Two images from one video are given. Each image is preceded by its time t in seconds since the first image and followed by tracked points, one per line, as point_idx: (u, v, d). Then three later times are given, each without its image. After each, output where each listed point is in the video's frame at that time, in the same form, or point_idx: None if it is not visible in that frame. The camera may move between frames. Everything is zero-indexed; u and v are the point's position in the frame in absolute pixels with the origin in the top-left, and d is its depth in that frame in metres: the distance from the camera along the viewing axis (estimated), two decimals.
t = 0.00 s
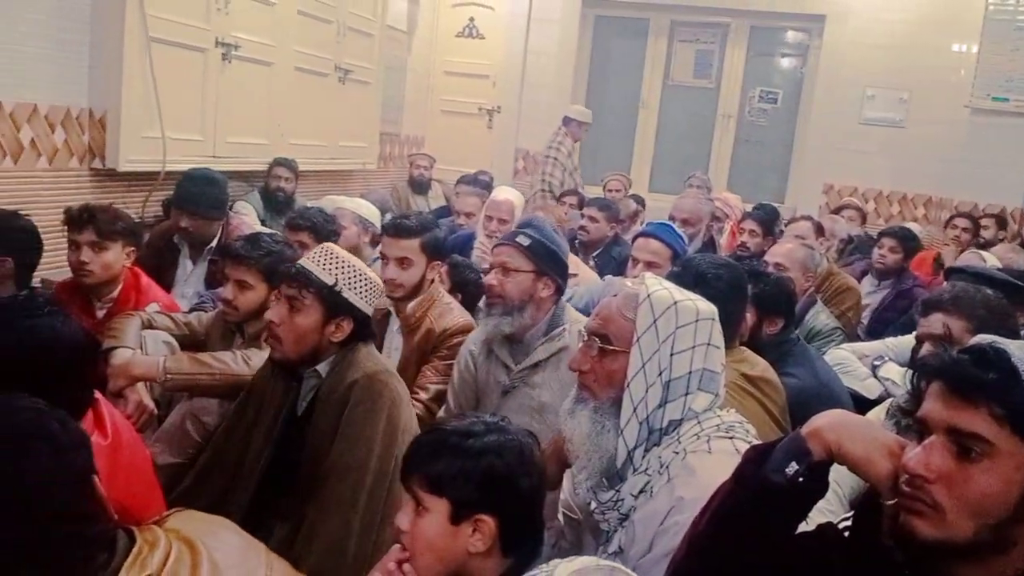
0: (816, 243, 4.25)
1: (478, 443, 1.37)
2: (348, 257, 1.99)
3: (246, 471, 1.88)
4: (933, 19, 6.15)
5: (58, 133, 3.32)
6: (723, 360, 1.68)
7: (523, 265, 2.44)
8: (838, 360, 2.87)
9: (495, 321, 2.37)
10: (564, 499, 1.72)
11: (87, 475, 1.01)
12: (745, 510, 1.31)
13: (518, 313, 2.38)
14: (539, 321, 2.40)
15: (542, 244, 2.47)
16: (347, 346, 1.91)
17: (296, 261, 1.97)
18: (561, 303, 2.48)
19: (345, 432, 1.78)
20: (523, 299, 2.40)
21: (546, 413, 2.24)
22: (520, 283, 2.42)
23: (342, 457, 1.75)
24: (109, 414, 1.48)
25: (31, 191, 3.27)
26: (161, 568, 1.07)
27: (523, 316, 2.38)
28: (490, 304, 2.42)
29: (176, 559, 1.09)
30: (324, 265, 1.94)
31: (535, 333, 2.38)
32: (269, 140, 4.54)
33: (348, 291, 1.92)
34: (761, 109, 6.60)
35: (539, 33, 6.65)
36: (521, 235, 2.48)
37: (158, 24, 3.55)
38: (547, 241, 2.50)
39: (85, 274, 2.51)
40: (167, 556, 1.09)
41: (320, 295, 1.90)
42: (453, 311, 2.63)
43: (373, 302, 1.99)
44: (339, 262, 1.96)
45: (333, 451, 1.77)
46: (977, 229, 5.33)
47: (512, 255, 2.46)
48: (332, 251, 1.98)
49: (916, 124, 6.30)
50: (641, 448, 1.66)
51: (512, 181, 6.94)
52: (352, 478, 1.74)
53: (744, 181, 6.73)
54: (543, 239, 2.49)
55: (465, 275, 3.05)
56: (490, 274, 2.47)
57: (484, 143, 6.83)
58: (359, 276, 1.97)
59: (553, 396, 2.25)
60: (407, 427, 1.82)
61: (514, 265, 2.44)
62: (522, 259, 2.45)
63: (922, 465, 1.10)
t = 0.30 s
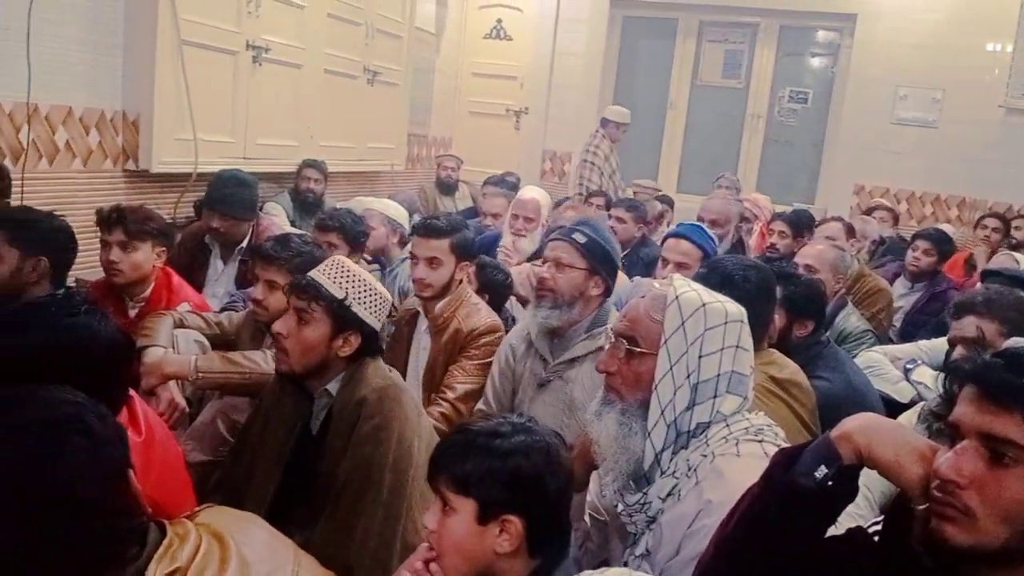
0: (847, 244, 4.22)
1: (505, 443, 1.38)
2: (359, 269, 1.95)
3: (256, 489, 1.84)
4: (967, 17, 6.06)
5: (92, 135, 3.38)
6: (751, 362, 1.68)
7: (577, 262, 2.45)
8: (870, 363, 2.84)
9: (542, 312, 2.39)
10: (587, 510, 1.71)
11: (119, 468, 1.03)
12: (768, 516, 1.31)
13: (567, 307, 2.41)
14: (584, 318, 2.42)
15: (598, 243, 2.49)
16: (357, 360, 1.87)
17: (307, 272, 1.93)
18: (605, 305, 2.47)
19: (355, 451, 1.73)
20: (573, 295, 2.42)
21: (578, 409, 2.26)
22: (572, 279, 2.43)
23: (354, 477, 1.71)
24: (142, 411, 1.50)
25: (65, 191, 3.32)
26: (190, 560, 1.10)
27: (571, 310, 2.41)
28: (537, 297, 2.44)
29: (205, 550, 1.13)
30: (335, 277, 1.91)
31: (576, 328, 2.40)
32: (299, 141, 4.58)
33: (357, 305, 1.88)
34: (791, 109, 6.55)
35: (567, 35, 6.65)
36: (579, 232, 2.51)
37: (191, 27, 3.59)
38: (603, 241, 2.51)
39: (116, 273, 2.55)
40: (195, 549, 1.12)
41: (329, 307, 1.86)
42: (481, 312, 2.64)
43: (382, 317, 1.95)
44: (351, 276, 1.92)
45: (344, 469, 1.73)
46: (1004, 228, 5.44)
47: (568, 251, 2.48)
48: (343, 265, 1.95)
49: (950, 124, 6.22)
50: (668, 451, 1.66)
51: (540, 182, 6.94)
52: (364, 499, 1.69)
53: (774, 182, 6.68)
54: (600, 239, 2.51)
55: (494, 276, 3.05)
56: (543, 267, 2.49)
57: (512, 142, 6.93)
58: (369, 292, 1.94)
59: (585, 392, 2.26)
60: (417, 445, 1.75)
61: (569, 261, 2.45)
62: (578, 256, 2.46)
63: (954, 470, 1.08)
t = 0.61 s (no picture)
0: (865, 245, 4.20)
1: (519, 444, 1.38)
2: (370, 279, 1.93)
3: (274, 502, 1.86)
4: (987, 17, 6.00)
5: (112, 136, 3.41)
6: (768, 365, 1.67)
7: (605, 263, 2.48)
8: (888, 365, 2.82)
9: (568, 312, 2.40)
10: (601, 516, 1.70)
11: (139, 462, 1.05)
12: (780, 519, 1.30)
13: (595, 308, 2.42)
14: (609, 320, 2.42)
15: (627, 245, 2.51)
16: (369, 373, 1.86)
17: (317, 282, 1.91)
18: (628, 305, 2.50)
19: (367, 466, 1.74)
20: (600, 296, 2.44)
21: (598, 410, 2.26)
22: (599, 281, 2.45)
23: (365, 492, 1.72)
24: (162, 410, 1.53)
25: (86, 192, 3.36)
26: (207, 555, 1.09)
27: (597, 312, 2.41)
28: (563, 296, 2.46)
29: (222, 545, 1.12)
30: (346, 289, 1.89)
31: (601, 330, 2.40)
32: (317, 142, 4.60)
33: (369, 317, 1.87)
34: (809, 109, 6.52)
35: (584, 35, 6.64)
36: (609, 233, 2.53)
37: (210, 29, 3.61)
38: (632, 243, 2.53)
39: (133, 273, 2.57)
40: (212, 544, 1.11)
41: (341, 320, 1.84)
42: (497, 312, 2.64)
43: (394, 327, 1.93)
44: (361, 287, 1.90)
45: (356, 484, 1.74)
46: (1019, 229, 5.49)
47: (596, 252, 2.50)
48: (353, 274, 1.93)
49: (970, 125, 6.16)
50: (684, 453, 1.66)
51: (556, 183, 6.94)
52: (375, 513, 1.70)
53: (791, 182, 6.66)
54: (628, 241, 2.53)
55: (511, 276, 3.05)
56: (572, 268, 2.52)
57: (530, 143, 6.93)
58: (378, 300, 1.92)
59: (604, 392, 2.26)
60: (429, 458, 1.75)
61: (597, 262, 2.48)
62: (606, 257, 2.49)
63: (970, 472, 1.08)
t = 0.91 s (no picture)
0: (854, 245, 4.21)
1: (509, 441, 1.38)
2: (358, 275, 1.92)
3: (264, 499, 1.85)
4: (976, 18, 6.03)
5: (101, 132, 3.39)
6: (757, 364, 1.67)
7: (599, 263, 2.46)
8: (875, 364, 2.84)
9: (562, 312, 2.37)
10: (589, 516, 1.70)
11: (153, 461, 1.01)
12: (769, 518, 1.30)
13: (589, 309, 2.40)
14: (602, 320, 2.40)
15: (622, 245, 2.49)
16: (359, 370, 1.85)
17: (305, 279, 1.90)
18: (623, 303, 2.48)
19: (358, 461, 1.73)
20: (594, 296, 2.42)
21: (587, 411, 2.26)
22: (593, 281, 2.44)
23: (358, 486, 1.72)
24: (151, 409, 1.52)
25: (74, 188, 3.34)
26: (189, 539, 1.09)
27: (591, 313, 2.39)
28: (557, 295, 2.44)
29: (204, 531, 1.11)
30: (335, 285, 1.88)
31: (593, 331, 2.39)
32: (307, 139, 4.59)
33: (360, 314, 1.87)
34: (798, 109, 6.54)
35: (575, 34, 6.65)
36: (605, 234, 2.50)
37: (200, 25, 3.60)
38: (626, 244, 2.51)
39: (120, 270, 2.56)
40: (194, 530, 1.11)
41: (332, 317, 1.84)
42: (486, 310, 2.64)
43: (383, 324, 1.93)
44: (348, 282, 1.89)
45: (347, 480, 1.74)
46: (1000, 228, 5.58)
47: (591, 254, 2.47)
48: (342, 271, 1.91)
49: (959, 125, 6.19)
50: (674, 452, 1.66)
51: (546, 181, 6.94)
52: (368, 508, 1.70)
53: (781, 182, 6.68)
54: (622, 241, 2.51)
55: (501, 275, 3.05)
56: (565, 269, 2.49)
57: (520, 141, 6.93)
58: (365, 294, 1.91)
59: (596, 392, 2.25)
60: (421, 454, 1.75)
61: (591, 262, 2.46)
62: (601, 258, 2.47)
63: (959, 471, 1.08)
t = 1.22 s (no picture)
0: (843, 247, 4.23)
1: (501, 441, 1.38)
2: (353, 281, 1.94)
3: (254, 500, 1.84)
4: (966, 21, 6.05)
5: (90, 129, 3.37)
6: (747, 365, 1.68)
7: (587, 266, 2.46)
8: (864, 366, 2.85)
9: (551, 316, 2.38)
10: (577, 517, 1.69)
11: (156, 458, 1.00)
12: (759, 519, 1.31)
13: (577, 309, 2.40)
14: (589, 321, 2.41)
15: (609, 247, 2.50)
16: (353, 375, 1.87)
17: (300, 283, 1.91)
18: (608, 302, 2.49)
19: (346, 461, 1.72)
20: (582, 298, 2.43)
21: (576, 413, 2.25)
22: (580, 284, 2.45)
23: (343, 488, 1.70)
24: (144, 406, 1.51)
25: (63, 186, 3.32)
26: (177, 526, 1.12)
27: (580, 314, 2.40)
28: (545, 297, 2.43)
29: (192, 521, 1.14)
30: (331, 290, 1.89)
31: (580, 332, 2.39)
32: (297, 138, 4.57)
33: (354, 319, 1.88)
34: (789, 111, 6.56)
35: (567, 35, 6.64)
36: (593, 236, 2.50)
37: (190, 23, 3.58)
38: (614, 245, 2.52)
39: (109, 268, 2.54)
40: (184, 519, 1.14)
41: (327, 322, 1.85)
42: (477, 310, 2.64)
43: (377, 329, 1.95)
44: (343, 287, 1.91)
45: (332, 480, 1.72)
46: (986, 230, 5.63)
47: (580, 257, 2.48)
48: (339, 277, 1.93)
49: (948, 128, 6.22)
50: (665, 453, 1.66)
51: (537, 181, 6.94)
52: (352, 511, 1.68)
53: (771, 183, 6.70)
54: (609, 242, 2.51)
55: (489, 276, 3.04)
56: (553, 271, 2.49)
57: (511, 141, 6.93)
58: (361, 301, 1.92)
59: (582, 394, 2.25)
60: (410, 458, 1.74)
61: (579, 264, 2.46)
62: (590, 261, 2.47)
63: (949, 473, 1.08)
